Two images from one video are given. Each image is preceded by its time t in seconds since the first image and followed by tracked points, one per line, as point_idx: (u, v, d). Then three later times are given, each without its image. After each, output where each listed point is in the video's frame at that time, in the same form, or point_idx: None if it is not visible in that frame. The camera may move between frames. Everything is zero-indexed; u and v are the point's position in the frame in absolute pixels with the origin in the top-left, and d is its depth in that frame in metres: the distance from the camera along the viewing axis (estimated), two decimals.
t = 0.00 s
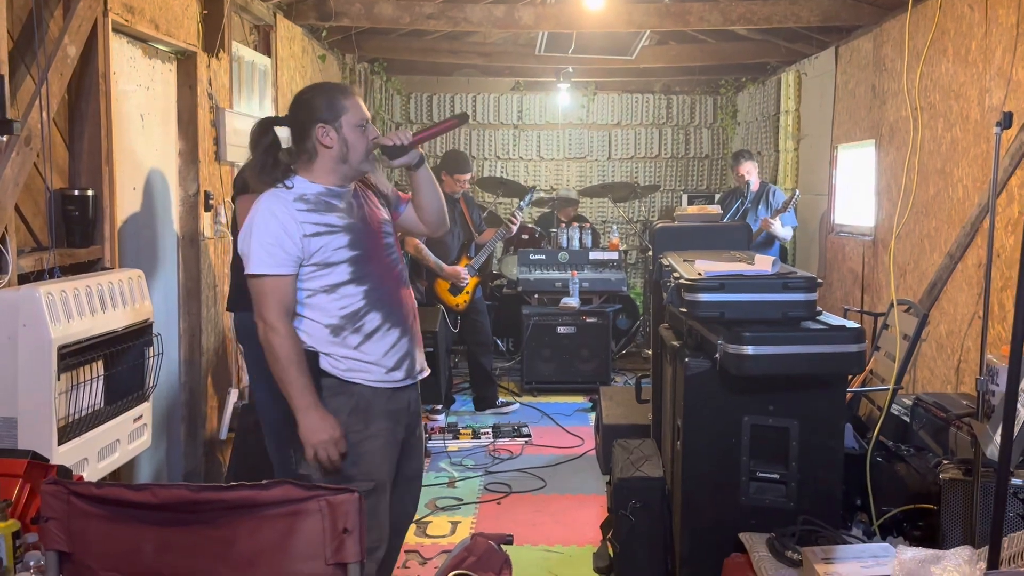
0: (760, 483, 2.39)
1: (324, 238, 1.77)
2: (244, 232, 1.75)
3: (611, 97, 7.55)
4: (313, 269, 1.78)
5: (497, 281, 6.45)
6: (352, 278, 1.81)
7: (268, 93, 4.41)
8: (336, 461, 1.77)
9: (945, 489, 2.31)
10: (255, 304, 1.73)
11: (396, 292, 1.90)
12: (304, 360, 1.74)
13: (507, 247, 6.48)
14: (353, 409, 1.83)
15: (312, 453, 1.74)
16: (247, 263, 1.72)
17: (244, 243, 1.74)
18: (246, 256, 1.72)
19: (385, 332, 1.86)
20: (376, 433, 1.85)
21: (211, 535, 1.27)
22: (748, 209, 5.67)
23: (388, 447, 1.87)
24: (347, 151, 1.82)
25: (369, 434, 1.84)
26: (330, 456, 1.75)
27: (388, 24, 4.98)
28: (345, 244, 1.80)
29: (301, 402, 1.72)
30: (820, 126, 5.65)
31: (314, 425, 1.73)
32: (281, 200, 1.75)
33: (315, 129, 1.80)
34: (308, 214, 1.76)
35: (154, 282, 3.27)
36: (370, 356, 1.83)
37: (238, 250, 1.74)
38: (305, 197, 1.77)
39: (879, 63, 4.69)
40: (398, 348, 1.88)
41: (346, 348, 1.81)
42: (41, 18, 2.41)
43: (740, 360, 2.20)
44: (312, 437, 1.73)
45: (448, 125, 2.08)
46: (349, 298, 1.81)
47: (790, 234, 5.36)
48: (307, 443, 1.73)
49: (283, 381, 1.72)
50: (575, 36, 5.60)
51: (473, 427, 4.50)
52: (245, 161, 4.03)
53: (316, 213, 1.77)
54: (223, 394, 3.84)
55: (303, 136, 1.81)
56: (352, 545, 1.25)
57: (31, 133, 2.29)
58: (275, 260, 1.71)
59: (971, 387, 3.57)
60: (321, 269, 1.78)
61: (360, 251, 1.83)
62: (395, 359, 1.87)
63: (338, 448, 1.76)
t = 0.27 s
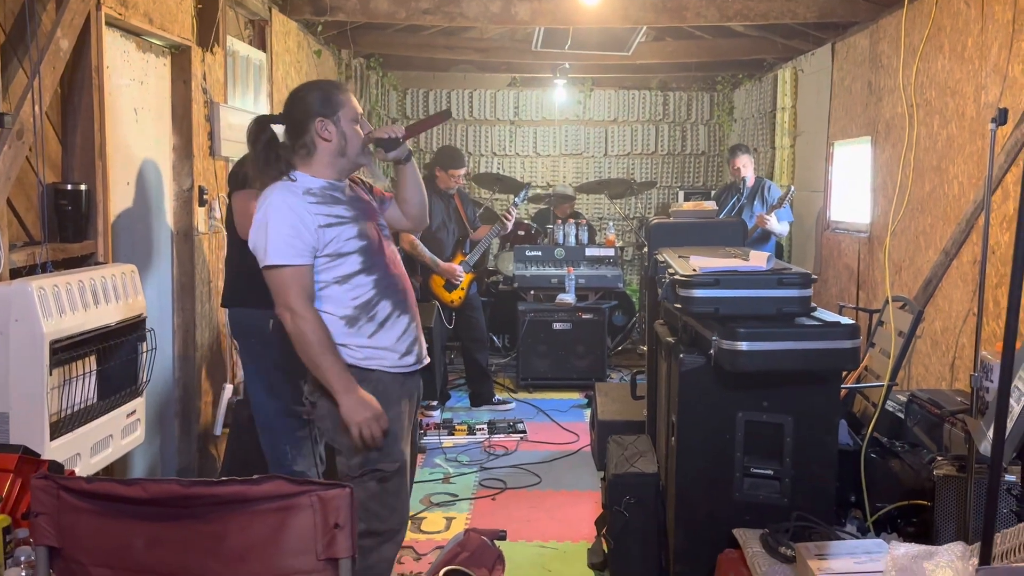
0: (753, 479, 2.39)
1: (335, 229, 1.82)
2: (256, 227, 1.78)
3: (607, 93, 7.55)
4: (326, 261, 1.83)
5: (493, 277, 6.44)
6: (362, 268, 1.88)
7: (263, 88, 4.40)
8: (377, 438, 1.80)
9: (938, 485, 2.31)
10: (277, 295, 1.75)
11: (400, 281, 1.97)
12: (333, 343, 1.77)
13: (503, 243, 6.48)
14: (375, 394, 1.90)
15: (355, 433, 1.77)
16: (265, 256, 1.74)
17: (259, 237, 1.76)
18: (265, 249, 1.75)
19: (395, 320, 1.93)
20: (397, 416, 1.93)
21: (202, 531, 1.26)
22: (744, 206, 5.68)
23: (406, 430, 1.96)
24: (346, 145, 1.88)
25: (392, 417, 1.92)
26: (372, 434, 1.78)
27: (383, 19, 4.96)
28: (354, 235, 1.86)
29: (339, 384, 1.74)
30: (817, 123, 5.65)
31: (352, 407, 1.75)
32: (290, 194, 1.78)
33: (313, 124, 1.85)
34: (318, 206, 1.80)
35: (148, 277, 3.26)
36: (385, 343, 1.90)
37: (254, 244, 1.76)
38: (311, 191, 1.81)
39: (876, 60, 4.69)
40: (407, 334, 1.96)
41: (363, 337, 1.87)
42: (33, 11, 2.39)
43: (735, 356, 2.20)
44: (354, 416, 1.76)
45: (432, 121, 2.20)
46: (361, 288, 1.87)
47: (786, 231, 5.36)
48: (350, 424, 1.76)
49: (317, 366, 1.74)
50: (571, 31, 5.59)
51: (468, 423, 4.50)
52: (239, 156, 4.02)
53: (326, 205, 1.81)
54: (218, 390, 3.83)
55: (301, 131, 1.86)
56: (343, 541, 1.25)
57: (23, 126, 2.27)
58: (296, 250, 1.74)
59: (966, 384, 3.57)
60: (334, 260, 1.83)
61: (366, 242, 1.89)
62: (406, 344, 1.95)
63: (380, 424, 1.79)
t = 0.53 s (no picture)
0: (747, 474, 2.39)
1: (340, 218, 1.87)
2: (262, 213, 1.82)
3: (603, 90, 7.54)
4: (330, 248, 1.88)
5: (488, 274, 6.43)
6: (364, 258, 1.93)
7: (257, 83, 4.38)
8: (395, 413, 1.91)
9: (931, 481, 2.32)
10: (286, 278, 1.80)
11: (399, 272, 2.03)
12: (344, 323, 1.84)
13: (498, 239, 6.47)
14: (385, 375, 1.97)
15: (376, 408, 1.87)
16: (274, 241, 1.80)
17: (268, 222, 1.81)
18: (274, 233, 1.80)
19: (394, 310, 1.98)
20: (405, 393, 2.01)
21: (191, 527, 1.25)
22: (739, 202, 5.67)
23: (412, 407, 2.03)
24: (341, 141, 1.94)
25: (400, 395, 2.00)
26: (392, 409, 1.89)
27: (378, 14, 4.95)
28: (357, 226, 1.91)
29: (358, 361, 1.84)
30: (812, 119, 5.64)
31: (370, 383, 1.85)
32: (296, 183, 1.83)
33: (309, 120, 1.91)
34: (323, 196, 1.86)
35: (140, 272, 3.25)
36: (385, 332, 1.95)
37: (262, 229, 1.81)
38: (314, 181, 1.87)
39: (871, 56, 4.69)
40: (405, 325, 2.01)
41: (364, 325, 1.92)
42: (23, 4, 2.38)
43: (728, 352, 2.20)
44: (374, 392, 1.85)
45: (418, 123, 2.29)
46: (363, 277, 1.92)
47: (781, 227, 5.35)
48: (372, 399, 1.85)
49: (332, 346, 1.82)
50: (567, 27, 5.58)
51: (463, 419, 4.49)
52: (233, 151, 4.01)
53: (330, 195, 1.87)
54: (211, 385, 3.82)
55: (298, 126, 1.91)
56: (332, 536, 1.25)
57: (13, 119, 2.26)
58: (304, 236, 1.80)
59: (960, 380, 3.57)
60: (338, 248, 1.88)
61: (369, 233, 1.94)
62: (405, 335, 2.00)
63: (398, 399, 1.90)
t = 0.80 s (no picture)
0: (744, 471, 2.39)
1: (337, 210, 1.88)
2: (259, 200, 1.82)
3: (601, 86, 7.53)
4: (325, 239, 1.89)
5: (485, 270, 6.43)
6: (358, 251, 1.93)
7: (254, 79, 4.37)
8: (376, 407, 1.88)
9: (928, 477, 2.32)
10: (278, 266, 1.79)
11: (391, 268, 2.04)
12: (332, 314, 1.83)
13: (495, 236, 6.46)
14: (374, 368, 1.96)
15: (355, 401, 1.84)
16: (268, 228, 1.79)
17: (264, 209, 1.80)
18: (269, 221, 1.79)
19: (386, 305, 1.99)
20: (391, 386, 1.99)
21: (186, 522, 1.25)
22: (737, 199, 5.67)
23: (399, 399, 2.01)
24: (343, 134, 1.93)
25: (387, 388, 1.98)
26: (372, 401, 1.86)
27: (375, 10, 4.93)
28: (353, 219, 1.92)
29: (341, 353, 1.82)
30: (809, 116, 5.64)
31: (354, 375, 1.83)
32: (295, 172, 1.83)
33: (313, 111, 1.91)
34: (322, 187, 1.86)
35: (136, 268, 3.24)
36: (375, 326, 1.96)
37: (257, 216, 1.80)
38: (314, 171, 1.87)
39: (868, 53, 4.68)
40: (396, 320, 2.02)
41: (354, 318, 1.92)
42: None
43: (724, 348, 2.19)
44: (356, 384, 1.83)
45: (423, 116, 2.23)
46: (356, 270, 1.93)
47: (778, 224, 5.35)
48: (352, 391, 1.83)
49: (319, 336, 1.81)
50: (564, 23, 5.57)
51: (460, 416, 4.49)
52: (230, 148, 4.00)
53: (329, 186, 1.87)
54: (207, 382, 3.82)
55: (302, 117, 1.92)
56: (328, 531, 1.24)
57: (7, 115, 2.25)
58: (299, 225, 1.79)
59: (956, 377, 3.58)
60: (332, 239, 1.89)
61: (364, 227, 1.95)
62: (395, 330, 2.01)
63: (380, 392, 1.88)
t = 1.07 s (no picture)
0: (742, 468, 2.39)
1: (325, 207, 1.85)
2: (251, 187, 1.82)
3: (599, 84, 7.53)
4: (310, 235, 1.86)
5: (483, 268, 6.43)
6: (345, 250, 1.89)
7: (252, 77, 4.37)
8: (311, 414, 1.85)
9: (926, 475, 2.32)
10: (252, 257, 1.80)
11: (384, 273, 1.98)
12: (293, 317, 1.82)
13: (493, 233, 6.46)
14: (336, 373, 1.91)
15: (288, 406, 1.81)
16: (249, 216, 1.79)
17: (251, 199, 1.80)
18: (251, 211, 1.78)
19: (367, 309, 1.93)
20: (357, 397, 1.93)
21: (185, 519, 1.25)
22: (735, 197, 5.68)
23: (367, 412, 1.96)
24: (352, 128, 1.91)
25: (351, 398, 1.92)
26: (305, 409, 1.82)
27: (373, 8, 4.93)
28: (344, 218, 1.89)
29: (285, 353, 1.80)
30: (807, 114, 5.65)
31: (294, 379, 1.81)
32: (290, 164, 1.82)
33: (325, 104, 1.91)
34: (315, 182, 1.84)
35: (134, 265, 3.24)
36: (349, 328, 1.91)
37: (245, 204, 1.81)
38: (312, 166, 1.85)
39: (866, 51, 4.69)
40: (376, 325, 1.96)
41: (329, 317, 1.89)
42: None
43: (723, 345, 2.19)
44: (292, 390, 1.81)
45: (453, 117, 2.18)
46: (338, 270, 1.89)
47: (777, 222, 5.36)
48: (287, 393, 1.80)
49: (271, 333, 1.80)
50: (563, 21, 5.57)
51: (458, 414, 4.49)
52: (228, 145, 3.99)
53: (322, 182, 1.85)
54: (205, 379, 3.82)
55: (315, 111, 1.92)
56: (327, 528, 1.24)
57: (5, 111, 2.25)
58: (278, 219, 1.78)
59: (954, 375, 3.59)
60: (317, 236, 1.86)
61: (356, 227, 1.91)
62: (372, 335, 1.95)
63: (315, 400, 1.83)
